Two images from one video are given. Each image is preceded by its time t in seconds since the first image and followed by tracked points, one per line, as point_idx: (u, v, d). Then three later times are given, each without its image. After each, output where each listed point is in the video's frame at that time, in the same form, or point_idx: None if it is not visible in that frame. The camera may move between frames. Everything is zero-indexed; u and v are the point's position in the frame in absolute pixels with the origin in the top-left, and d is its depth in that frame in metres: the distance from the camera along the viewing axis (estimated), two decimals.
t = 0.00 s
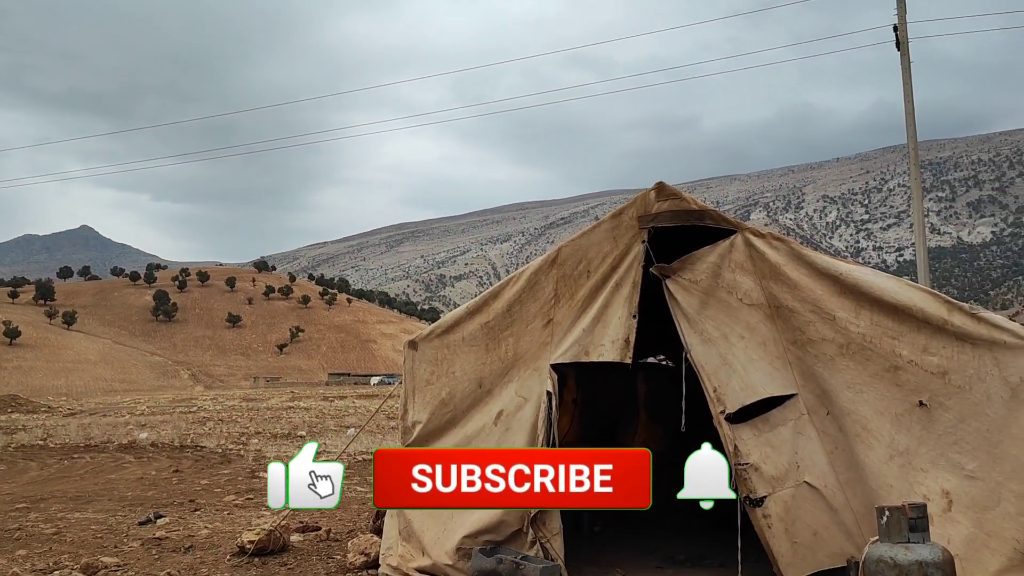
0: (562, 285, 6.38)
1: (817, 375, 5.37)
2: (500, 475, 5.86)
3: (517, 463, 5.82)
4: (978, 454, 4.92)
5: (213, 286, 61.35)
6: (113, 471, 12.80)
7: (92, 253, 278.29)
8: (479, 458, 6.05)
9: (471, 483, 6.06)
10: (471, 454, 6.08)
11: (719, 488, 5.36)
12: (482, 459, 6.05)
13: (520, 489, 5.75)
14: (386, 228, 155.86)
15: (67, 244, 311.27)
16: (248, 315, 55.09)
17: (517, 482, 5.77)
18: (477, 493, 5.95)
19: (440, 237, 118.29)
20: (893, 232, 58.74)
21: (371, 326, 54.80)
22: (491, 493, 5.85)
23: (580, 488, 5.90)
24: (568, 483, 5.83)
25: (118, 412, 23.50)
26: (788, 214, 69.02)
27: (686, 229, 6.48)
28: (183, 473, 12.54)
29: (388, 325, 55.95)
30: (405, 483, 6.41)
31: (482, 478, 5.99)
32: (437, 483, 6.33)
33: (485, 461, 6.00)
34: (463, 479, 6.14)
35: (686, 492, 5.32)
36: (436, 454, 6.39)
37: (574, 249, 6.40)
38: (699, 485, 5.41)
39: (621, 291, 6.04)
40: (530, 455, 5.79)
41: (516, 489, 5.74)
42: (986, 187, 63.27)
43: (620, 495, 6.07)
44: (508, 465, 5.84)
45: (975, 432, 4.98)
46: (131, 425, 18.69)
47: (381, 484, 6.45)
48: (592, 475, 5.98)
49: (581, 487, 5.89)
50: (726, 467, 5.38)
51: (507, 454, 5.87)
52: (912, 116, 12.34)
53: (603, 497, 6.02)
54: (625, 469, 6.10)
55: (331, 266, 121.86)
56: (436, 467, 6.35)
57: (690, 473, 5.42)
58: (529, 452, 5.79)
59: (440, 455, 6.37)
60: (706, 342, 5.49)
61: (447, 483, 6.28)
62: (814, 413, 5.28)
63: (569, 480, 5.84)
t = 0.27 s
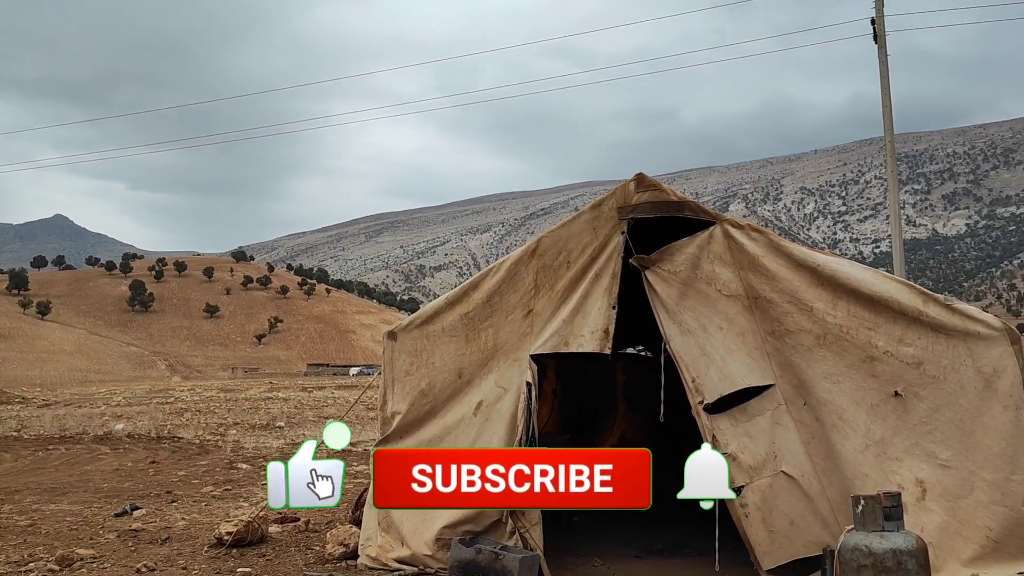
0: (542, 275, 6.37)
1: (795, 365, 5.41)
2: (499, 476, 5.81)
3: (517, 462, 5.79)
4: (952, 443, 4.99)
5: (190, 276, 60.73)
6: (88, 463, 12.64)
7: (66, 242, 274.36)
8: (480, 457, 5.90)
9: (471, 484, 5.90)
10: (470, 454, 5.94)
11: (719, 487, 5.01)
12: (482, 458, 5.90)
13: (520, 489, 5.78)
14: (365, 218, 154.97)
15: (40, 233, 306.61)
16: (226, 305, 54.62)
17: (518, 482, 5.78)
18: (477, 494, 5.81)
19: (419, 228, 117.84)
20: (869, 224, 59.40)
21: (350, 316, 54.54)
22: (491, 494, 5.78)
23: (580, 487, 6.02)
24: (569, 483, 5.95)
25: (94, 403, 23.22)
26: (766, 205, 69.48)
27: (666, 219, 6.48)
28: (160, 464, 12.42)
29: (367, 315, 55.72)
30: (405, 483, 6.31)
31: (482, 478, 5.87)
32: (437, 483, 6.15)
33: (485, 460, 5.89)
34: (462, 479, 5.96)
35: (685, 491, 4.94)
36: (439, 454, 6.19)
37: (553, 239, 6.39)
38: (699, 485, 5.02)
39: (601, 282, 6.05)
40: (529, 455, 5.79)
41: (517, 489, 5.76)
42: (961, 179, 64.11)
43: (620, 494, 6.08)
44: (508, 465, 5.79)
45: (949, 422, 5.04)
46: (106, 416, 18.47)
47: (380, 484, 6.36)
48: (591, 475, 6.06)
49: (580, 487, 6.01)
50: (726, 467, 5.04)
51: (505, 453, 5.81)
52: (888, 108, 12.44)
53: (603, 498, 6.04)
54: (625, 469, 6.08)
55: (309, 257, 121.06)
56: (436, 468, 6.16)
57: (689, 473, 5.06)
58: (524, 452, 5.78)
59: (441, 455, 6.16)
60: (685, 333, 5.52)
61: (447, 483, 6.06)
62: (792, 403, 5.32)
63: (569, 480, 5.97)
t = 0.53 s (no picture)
0: (521, 267, 6.36)
1: (772, 358, 5.44)
2: (499, 475, 5.77)
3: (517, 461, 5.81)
4: (925, 434, 5.05)
5: (166, 267, 60.07)
6: (62, 455, 12.47)
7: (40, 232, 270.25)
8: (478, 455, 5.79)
9: (470, 484, 5.79)
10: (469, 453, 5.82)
11: (718, 486, 4.99)
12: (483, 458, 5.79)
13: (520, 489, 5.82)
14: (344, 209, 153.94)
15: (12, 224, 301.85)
16: (203, 297, 54.09)
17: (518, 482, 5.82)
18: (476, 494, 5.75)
19: (398, 219, 117.28)
20: (846, 217, 59.98)
21: (329, 308, 54.20)
22: (491, 494, 5.76)
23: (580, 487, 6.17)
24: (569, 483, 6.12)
25: (68, 395, 22.92)
26: (744, 198, 69.88)
27: (645, 212, 6.49)
28: (136, 456, 12.28)
29: (346, 306, 55.41)
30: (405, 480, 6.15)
31: (481, 477, 5.80)
32: (437, 484, 5.95)
33: (484, 459, 5.79)
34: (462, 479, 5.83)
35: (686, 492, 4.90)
36: (437, 454, 6.03)
37: (533, 231, 6.38)
38: (699, 485, 4.97)
39: (580, 274, 6.05)
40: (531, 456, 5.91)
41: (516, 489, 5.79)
42: (936, 173, 64.88)
43: (620, 494, 6.23)
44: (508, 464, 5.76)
45: (923, 413, 5.10)
46: (81, 408, 18.23)
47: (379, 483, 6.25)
48: (591, 475, 6.21)
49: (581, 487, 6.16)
50: (726, 468, 5.05)
51: (507, 453, 5.75)
52: (865, 102, 12.53)
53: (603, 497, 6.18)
54: (625, 469, 6.26)
55: (288, 248, 120.11)
56: (435, 468, 5.99)
57: (689, 473, 5.02)
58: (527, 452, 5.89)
59: (441, 455, 5.99)
60: (663, 325, 5.55)
61: (447, 484, 5.89)
62: (769, 395, 5.36)
63: (569, 480, 6.15)
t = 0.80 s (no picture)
0: (500, 259, 6.35)
1: (750, 351, 5.47)
2: (500, 475, 5.80)
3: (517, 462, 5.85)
4: (899, 426, 5.12)
5: (141, 258, 59.33)
6: (34, 449, 12.28)
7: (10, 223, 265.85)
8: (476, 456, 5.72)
9: (471, 484, 5.76)
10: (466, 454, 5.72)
11: (719, 486, 5.01)
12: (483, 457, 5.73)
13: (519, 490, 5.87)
14: (322, 200, 152.80)
15: None
16: (178, 288, 53.51)
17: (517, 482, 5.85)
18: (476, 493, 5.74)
19: (376, 211, 116.63)
20: (822, 211, 60.55)
21: (306, 300, 53.81)
22: (491, 494, 5.75)
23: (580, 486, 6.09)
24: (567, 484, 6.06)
25: (40, 388, 22.58)
26: (721, 192, 70.30)
27: (622, 205, 6.51)
28: (110, 450, 12.13)
29: (323, 299, 55.03)
30: (405, 482, 6.00)
31: (482, 478, 5.78)
32: (437, 484, 5.82)
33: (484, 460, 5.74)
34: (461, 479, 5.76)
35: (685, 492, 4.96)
36: (437, 452, 5.88)
37: (511, 223, 6.37)
38: (699, 485, 5.02)
39: (559, 268, 6.06)
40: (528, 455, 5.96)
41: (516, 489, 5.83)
42: (910, 168, 65.68)
43: (620, 494, 6.15)
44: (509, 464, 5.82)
45: (896, 405, 5.16)
46: (54, 401, 17.96)
47: (380, 483, 6.14)
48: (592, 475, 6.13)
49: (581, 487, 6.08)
50: (726, 467, 5.07)
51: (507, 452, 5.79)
52: (841, 97, 12.63)
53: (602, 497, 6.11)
54: (626, 469, 6.18)
55: (264, 240, 119.10)
56: (435, 467, 5.84)
57: (689, 473, 5.05)
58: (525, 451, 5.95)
59: (440, 455, 5.85)
60: (642, 318, 5.56)
61: (446, 483, 5.78)
62: (745, 387, 5.39)
63: (568, 480, 6.09)
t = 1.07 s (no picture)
0: (478, 253, 6.32)
1: (725, 345, 5.51)
2: (500, 475, 5.93)
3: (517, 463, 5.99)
4: (872, 420, 5.17)
5: (114, 251, 58.48)
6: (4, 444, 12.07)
7: None
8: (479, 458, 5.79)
9: (471, 484, 5.84)
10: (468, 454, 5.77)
11: (718, 486, 5.04)
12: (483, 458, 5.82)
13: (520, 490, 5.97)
14: (298, 193, 151.58)
15: None
16: (152, 282, 52.87)
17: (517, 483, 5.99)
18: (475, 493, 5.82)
19: (354, 204, 115.92)
20: (797, 207, 61.10)
21: (282, 293, 53.36)
22: (492, 493, 5.88)
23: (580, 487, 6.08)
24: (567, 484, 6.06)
25: (9, 382, 22.21)
26: (699, 187, 70.71)
27: (600, 200, 6.51)
28: (82, 445, 11.96)
29: (300, 293, 54.59)
30: (404, 482, 5.83)
31: (482, 477, 5.88)
32: (437, 483, 5.76)
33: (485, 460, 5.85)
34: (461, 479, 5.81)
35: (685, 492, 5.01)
36: (437, 451, 5.78)
37: (489, 217, 6.34)
38: (698, 484, 5.05)
39: (536, 262, 6.07)
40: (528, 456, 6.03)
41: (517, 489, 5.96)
42: (884, 164, 66.45)
43: (620, 494, 6.01)
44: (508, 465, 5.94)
45: (869, 400, 5.22)
46: (24, 395, 17.67)
47: (380, 481, 5.96)
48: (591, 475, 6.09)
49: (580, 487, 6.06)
50: (726, 467, 5.09)
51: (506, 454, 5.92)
52: (817, 94, 12.73)
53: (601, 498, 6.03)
54: (626, 469, 5.95)
55: (240, 233, 117.93)
56: (436, 466, 5.76)
57: (689, 473, 5.08)
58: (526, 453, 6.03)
59: (441, 454, 5.76)
60: (619, 312, 5.58)
61: (447, 483, 5.79)
62: (721, 381, 5.42)
63: (568, 480, 6.09)
